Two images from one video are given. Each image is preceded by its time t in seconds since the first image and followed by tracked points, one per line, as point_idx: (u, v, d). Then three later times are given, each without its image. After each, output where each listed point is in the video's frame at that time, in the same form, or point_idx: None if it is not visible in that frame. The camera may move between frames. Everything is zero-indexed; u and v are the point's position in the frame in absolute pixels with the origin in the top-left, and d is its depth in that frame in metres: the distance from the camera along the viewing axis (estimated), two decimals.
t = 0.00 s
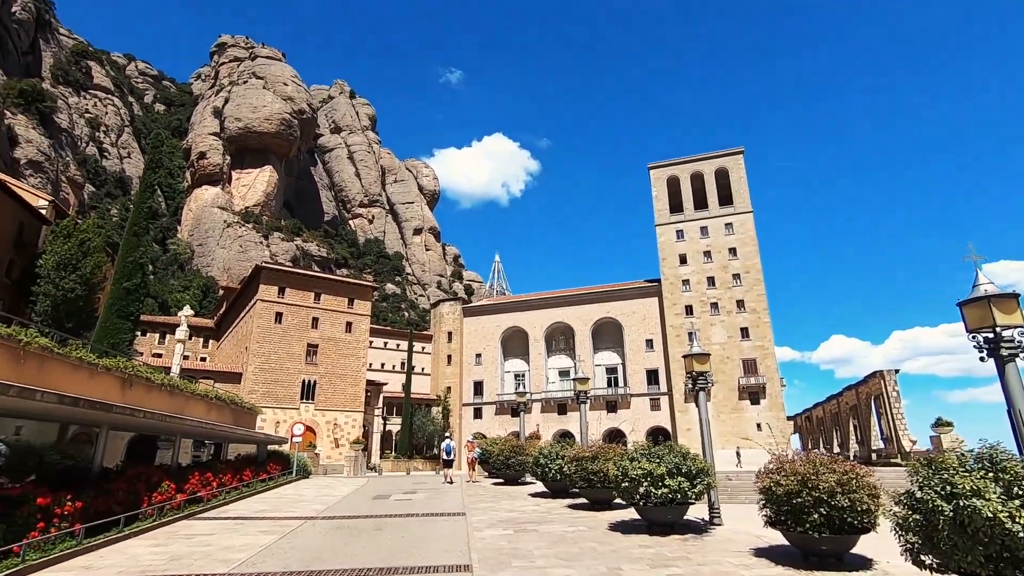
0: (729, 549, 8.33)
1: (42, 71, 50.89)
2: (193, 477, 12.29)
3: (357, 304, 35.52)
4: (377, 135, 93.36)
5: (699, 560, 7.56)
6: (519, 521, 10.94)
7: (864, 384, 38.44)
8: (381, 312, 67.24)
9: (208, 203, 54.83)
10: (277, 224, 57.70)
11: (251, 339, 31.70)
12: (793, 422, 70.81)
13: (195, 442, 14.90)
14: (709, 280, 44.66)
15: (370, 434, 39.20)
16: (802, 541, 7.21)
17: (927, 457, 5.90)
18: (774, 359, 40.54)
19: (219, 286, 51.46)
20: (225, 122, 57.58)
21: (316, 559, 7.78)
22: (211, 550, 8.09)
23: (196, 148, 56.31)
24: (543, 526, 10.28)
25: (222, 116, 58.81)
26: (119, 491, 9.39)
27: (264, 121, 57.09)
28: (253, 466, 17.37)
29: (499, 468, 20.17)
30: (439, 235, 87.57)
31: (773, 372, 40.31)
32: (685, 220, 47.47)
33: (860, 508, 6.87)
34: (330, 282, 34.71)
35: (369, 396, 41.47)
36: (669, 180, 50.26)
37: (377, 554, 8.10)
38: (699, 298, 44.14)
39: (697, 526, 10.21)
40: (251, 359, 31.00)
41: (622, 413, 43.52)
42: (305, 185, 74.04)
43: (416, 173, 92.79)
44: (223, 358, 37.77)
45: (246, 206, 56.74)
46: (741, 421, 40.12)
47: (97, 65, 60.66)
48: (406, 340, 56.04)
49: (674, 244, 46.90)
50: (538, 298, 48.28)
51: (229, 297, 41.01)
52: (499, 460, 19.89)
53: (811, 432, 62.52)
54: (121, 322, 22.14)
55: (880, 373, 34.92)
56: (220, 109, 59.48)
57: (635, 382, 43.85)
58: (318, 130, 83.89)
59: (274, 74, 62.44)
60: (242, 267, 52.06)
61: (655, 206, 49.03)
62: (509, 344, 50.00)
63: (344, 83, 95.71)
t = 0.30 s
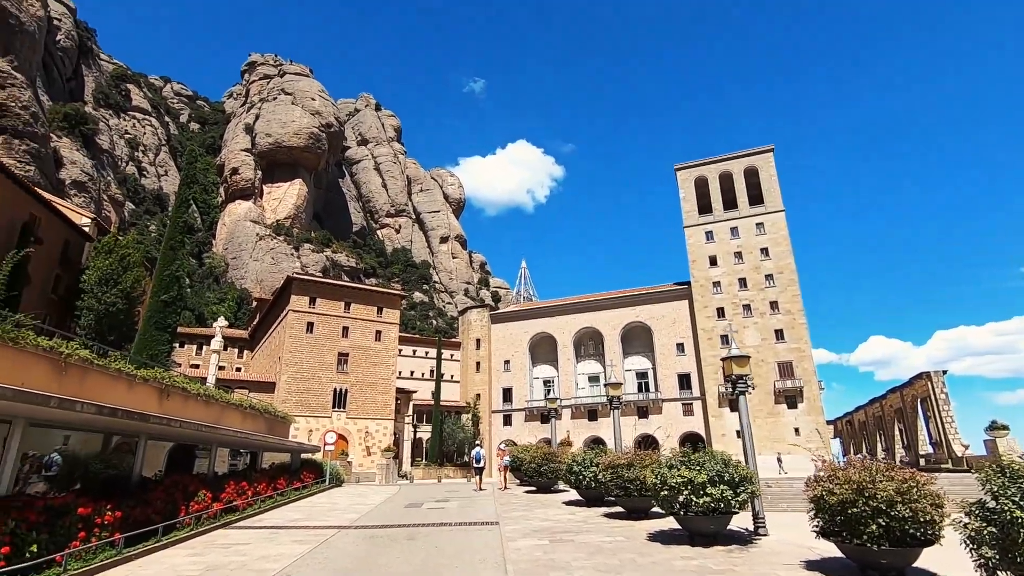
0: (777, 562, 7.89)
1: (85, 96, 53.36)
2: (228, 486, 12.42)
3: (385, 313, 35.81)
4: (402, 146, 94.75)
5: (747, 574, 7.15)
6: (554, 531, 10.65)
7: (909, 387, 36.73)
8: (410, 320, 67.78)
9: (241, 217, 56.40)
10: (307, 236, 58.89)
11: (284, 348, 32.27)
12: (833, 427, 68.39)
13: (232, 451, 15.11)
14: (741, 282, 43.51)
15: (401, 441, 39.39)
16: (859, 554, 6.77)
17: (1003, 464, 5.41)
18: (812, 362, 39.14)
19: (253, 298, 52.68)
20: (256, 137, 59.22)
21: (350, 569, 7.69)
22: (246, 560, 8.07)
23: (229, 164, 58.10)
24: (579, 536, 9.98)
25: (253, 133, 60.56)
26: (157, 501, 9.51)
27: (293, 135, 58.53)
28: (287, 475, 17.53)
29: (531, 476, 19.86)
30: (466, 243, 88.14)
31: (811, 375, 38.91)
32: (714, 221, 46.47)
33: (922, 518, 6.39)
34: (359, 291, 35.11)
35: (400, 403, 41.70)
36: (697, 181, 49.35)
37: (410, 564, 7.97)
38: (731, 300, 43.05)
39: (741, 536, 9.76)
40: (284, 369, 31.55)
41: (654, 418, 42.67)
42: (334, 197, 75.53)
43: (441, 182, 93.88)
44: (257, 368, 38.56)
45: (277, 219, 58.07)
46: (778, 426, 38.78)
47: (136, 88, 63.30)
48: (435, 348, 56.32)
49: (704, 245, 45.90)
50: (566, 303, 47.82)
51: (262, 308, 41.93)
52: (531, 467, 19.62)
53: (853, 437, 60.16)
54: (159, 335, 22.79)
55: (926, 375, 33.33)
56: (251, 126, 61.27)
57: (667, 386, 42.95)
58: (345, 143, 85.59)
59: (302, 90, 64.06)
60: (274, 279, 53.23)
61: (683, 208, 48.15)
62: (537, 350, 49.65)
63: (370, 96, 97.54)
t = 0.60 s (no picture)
0: (821, 573, 7.50)
1: (118, 115, 55.32)
2: (258, 494, 12.52)
3: (409, 320, 35.98)
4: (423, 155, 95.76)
5: None
6: (585, 539, 10.41)
7: (950, 389, 35.24)
8: (433, 327, 68.10)
9: (268, 228, 57.62)
10: (331, 246, 59.79)
11: (311, 357, 32.66)
12: (869, 431, 66.18)
13: (261, 458, 15.23)
14: (768, 283, 42.48)
15: (426, 448, 39.41)
16: (914, 566, 6.38)
17: None
18: (845, 364, 37.93)
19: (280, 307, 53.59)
20: (281, 150, 60.56)
21: None
22: (275, 568, 8.05)
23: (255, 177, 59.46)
24: (611, 545, 9.70)
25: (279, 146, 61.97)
26: (188, 508, 9.58)
27: (317, 147, 59.72)
28: (315, 482, 17.62)
29: (558, 483, 19.56)
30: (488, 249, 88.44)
31: (844, 378, 37.68)
32: (739, 221, 45.56)
33: (982, 527, 5.98)
34: (383, 300, 35.37)
35: (424, 410, 41.79)
36: (720, 181, 48.53)
37: (437, 573, 7.82)
38: (758, 302, 42.02)
39: (782, 546, 9.33)
40: (311, 377, 31.90)
41: (681, 423, 41.83)
42: (357, 207, 76.62)
43: (462, 189, 94.59)
44: (284, 376, 39.09)
45: (302, 230, 59.12)
46: (810, 431, 37.60)
47: (166, 106, 65.39)
48: (458, 354, 56.42)
49: (729, 246, 45.01)
50: (589, 308, 47.32)
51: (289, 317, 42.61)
52: (559, 474, 19.31)
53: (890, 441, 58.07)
54: (189, 344, 23.27)
55: (967, 376, 31.95)
56: (276, 139, 62.70)
57: (694, 391, 42.12)
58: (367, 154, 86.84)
59: (325, 102, 65.36)
60: (300, 288, 54.11)
61: (707, 209, 47.35)
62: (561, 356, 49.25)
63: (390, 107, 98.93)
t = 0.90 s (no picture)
0: None
1: (153, 136, 57.44)
2: (292, 504, 12.60)
3: (436, 328, 36.11)
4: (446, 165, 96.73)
5: None
6: (623, 549, 10.11)
7: (1001, 390, 33.51)
8: (460, 335, 68.34)
9: (297, 242, 58.89)
10: (358, 257, 60.68)
11: (341, 367, 33.03)
12: (913, 434, 63.46)
13: (294, 468, 15.36)
14: (801, 283, 41.26)
15: (456, 456, 39.34)
16: None
17: None
18: (885, 365, 36.46)
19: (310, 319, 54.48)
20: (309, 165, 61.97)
21: None
22: None
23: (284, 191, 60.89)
24: (650, 555, 9.38)
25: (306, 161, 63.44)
26: (224, 519, 9.66)
27: (343, 160, 60.96)
28: (347, 491, 17.71)
29: (592, 491, 19.18)
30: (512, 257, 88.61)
31: (884, 380, 36.21)
32: (769, 221, 44.45)
33: None
34: (410, 309, 35.62)
35: (453, 418, 41.79)
36: (748, 181, 47.52)
37: None
38: (791, 303, 40.83)
39: (832, 556, 8.88)
40: (341, 387, 32.24)
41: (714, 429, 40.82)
42: (382, 218, 77.67)
43: (486, 198, 95.23)
44: (315, 386, 39.63)
45: (330, 242, 60.18)
46: (850, 435, 36.16)
47: (198, 126, 67.67)
48: (486, 362, 56.39)
49: (759, 247, 43.93)
50: (616, 313, 46.69)
51: (318, 328, 43.28)
52: (591, 482, 18.93)
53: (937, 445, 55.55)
54: (223, 356, 23.79)
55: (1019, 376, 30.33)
56: (303, 154, 64.24)
57: (727, 395, 41.08)
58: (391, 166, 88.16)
59: (350, 117, 66.71)
60: (329, 299, 54.99)
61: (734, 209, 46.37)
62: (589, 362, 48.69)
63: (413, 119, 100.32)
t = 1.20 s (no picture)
0: None
1: (199, 158, 60.17)
2: (340, 511, 12.80)
3: (474, 334, 36.26)
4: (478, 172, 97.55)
5: None
6: (674, 556, 9.78)
7: None
8: (497, 340, 68.50)
9: (336, 254, 60.44)
10: (395, 266, 61.74)
11: (382, 375, 33.52)
12: (979, 433, 59.68)
13: (341, 475, 15.62)
14: (849, 276, 39.44)
15: (497, 462, 39.30)
16: None
17: None
18: (944, 360, 34.41)
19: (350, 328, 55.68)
20: (345, 179, 63.62)
21: None
22: None
23: (323, 205, 62.64)
24: (703, 562, 9.04)
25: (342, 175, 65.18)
26: (275, 526, 9.88)
27: (378, 172, 62.38)
28: (393, 498, 17.92)
29: (638, 496, 18.72)
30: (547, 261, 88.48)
31: (944, 376, 34.15)
32: (811, 214, 42.77)
33: None
34: (447, 316, 35.88)
35: (494, 424, 41.82)
36: (788, 173, 45.88)
37: None
38: (839, 298, 39.07)
39: (901, 564, 8.31)
40: (383, 396, 32.72)
41: (762, 430, 39.37)
42: (417, 227, 78.75)
43: (518, 203, 95.59)
44: (357, 395, 40.38)
45: (368, 252, 61.49)
46: (909, 434, 34.20)
47: (240, 146, 70.56)
48: (524, 367, 56.28)
49: (802, 241, 42.30)
50: (654, 314, 45.69)
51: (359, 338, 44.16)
52: (637, 486, 18.48)
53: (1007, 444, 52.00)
54: (269, 367, 24.54)
55: None
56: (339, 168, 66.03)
57: (774, 395, 39.59)
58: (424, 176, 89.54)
59: (383, 129, 68.19)
60: (368, 309, 56.12)
61: (774, 203, 44.82)
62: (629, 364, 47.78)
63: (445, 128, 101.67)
